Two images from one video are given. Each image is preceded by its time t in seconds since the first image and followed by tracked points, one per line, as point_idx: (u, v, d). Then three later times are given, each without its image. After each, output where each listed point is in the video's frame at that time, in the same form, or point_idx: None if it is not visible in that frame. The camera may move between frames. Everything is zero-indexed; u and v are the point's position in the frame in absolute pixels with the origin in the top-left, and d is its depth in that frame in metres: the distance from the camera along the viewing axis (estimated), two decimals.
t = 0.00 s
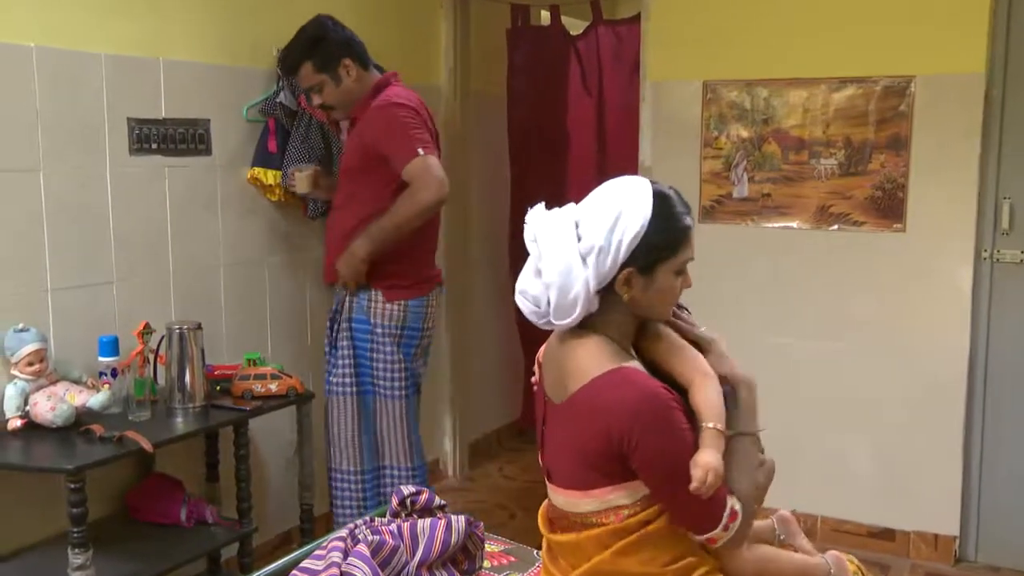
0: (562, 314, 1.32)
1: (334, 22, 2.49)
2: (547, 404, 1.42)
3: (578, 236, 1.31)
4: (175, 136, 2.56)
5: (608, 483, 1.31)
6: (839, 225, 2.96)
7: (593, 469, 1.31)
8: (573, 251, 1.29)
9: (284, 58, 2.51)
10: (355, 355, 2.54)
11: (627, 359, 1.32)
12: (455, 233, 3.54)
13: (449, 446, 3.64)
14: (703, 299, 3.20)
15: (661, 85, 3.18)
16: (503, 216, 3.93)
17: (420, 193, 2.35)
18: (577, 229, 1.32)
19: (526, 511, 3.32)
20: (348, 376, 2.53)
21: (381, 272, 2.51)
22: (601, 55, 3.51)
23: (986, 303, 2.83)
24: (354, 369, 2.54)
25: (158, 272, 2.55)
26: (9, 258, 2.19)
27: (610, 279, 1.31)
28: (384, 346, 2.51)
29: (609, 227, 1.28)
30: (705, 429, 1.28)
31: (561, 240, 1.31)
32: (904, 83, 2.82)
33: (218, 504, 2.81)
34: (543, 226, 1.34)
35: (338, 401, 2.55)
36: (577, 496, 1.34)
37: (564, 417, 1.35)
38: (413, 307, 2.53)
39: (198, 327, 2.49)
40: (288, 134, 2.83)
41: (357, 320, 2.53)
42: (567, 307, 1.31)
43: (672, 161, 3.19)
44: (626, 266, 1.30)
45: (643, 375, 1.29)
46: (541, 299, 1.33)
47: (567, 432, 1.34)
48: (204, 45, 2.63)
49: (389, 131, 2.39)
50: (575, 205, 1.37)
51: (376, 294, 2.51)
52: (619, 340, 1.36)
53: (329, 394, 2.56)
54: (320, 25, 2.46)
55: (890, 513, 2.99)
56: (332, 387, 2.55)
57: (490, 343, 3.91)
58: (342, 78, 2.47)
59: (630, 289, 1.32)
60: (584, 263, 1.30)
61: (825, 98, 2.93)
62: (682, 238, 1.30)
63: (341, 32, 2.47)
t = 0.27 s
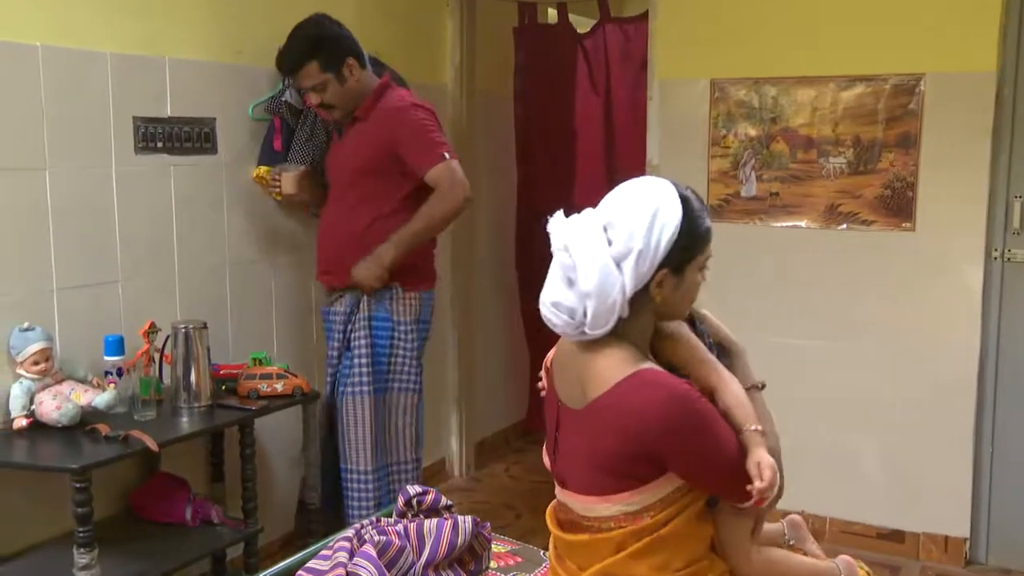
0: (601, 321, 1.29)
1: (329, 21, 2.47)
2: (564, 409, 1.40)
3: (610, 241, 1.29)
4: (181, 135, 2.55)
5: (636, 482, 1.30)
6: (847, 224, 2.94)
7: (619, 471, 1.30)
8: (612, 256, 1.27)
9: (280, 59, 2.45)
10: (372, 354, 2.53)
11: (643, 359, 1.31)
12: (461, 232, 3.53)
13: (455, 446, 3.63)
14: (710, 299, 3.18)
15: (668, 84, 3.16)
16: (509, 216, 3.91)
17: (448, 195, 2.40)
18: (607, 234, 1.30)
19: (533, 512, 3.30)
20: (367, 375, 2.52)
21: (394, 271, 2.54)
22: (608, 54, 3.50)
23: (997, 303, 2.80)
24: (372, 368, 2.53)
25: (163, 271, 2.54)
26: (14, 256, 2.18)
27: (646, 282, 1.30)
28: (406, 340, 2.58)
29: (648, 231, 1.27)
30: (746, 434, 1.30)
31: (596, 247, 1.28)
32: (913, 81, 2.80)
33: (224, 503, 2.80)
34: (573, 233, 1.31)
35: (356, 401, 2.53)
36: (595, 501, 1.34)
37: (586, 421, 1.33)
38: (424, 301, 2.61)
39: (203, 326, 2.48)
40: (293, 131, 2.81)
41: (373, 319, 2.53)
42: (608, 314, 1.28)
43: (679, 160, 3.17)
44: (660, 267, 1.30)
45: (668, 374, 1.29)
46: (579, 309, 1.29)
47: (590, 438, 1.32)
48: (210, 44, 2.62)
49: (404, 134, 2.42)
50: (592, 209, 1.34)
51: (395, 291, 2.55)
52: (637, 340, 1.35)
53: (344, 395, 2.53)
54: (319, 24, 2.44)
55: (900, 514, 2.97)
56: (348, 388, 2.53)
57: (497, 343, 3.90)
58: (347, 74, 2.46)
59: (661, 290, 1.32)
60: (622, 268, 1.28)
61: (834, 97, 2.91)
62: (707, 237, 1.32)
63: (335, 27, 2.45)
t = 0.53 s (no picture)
0: (658, 324, 1.29)
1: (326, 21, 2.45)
2: (594, 402, 1.39)
3: (661, 243, 1.29)
4: (185, 135, 2.55)
5: (667, 478, 1.32)
6: (853, 224, 2.92)
7: (654, 467, 1.31)
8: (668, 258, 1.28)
9: (283, 60, 2.41)
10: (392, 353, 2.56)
11: (679, 355, 1.32)
12: (466, 232, 3.53)
13: (459, 447, 3.62)
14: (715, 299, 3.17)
15: (673, 83, 3.15)
16: (514, 216, 3.91)
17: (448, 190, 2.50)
18: (658, 237, 1.30)
19: (537, 513, 3.29)
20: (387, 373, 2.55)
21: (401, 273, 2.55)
22: (612, 53, 3.49)
23: (1003, 303, 2.79)
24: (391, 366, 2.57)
25: (167, 271, 2.54)
26: (17, 256, 2.17)
27: (697, 282, 1.31)
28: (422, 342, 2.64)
29: (700, 232, 1.28)
30: (773, 437, 1.34)
31: (650, 250, 1.28)
32: (919, 80, 2.79)
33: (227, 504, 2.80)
34: (623, 237, 1.30)
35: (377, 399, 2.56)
36: (621, 492, 1.34)
37: (621, 415, 1.33)
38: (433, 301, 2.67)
39: (207, 326, 2.48)
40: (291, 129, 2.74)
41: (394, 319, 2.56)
42: (665, 316, 1.29)
43: (684, 160, 3.16)
44: (710, 266, 1.31)
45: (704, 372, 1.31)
46: (637, 314, 1.28)
47: (623, 433, 1.33)
48: (214, 44, 2.62)
49: (405, 134, 2.46)
50: (634, 213, 1.34)
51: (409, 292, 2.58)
52: (677, 339, 1.36)
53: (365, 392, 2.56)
54: (321, 24, 2.41)
55: (907, 515, 2.95)
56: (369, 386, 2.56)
57: (502, 344, 3.90)
58: (349, 73, 2.46)
59: (709, 288, 1.33)
60: (677, 269, 1.29)
61: (840, 96, 2.90)
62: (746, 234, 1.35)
63: (335, 26, 2.44)
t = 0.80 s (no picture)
0: (726, 310, 1.26)
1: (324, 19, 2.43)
2: (644, 381, 1.35)
3: (728, 229, 1.26)
4: (186, 135, 2.53)
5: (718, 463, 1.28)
6: (858, 225, 2.90)
7: (708, 450, 1.28)
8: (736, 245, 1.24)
9: (283, 59, 2.38)
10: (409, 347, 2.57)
11: (738, 339, 1.30)
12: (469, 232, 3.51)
13: (462, 449, 3.60)
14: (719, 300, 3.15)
15: (677, 83, 3.13)
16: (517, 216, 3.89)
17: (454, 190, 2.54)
18: (725, 223, 1.26)
19: (540, 515, 3.27)
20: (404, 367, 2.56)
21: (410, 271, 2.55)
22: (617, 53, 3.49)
23: (1011, 304, 2.77)
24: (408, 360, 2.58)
25: (168, 271, 2.52)
26: (17, 256, 2.16)
27: (764, 267, 1.28)
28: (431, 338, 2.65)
29: (768, 218, 1.25)
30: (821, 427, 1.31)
31: (720, 236, 1.24)
32: (925, 80, 2.76)
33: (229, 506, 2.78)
34: (689, 222, 1.26)
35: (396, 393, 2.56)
36: (664, 474, 1.30)
37: (676, 396, 1.30)
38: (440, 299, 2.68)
39: (208, 327, 2.46)
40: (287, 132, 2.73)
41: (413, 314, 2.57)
42: (733, 301, 1.25)
43: (687, 160, 3.14)
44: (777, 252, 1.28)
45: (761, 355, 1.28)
46: (706, 300, 1.24)
47: (676, 410, 1.29)
48: (215, 43, 2.60)
49: (411, 132, 2.46)
50: (696, 199, 1.30)
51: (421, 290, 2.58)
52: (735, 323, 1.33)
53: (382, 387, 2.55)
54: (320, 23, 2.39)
55: (913, 518, 2.93)
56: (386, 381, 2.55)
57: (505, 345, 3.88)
58: (348, 73, 2.45)
59: (775, 272, 1.29)
60: (745, 255, 1.25)
61: (845, 96, 2.88)
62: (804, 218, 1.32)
63: (332, 24, 2.42)
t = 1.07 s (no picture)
0: (790, 263, 1.23)
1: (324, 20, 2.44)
2: (700, 329, 1.31)
3: (790, 184, 1.24)
4: (184, 135, 2.53)
5: (774, 406, 1.25)
6: (856, 226, 2.91)
7: (766, 392, 1.24)
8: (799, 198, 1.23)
9: (284, 57, 2.38)
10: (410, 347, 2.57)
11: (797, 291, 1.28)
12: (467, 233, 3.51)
13: (460, 450, 3.60)
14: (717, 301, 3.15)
15: (675, 84, 3.14)
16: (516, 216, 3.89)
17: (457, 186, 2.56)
18: (787, 179, 1.24)
19: (538, 516, 3.27)
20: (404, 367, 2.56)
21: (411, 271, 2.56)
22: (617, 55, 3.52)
23: (1009, 305, 2.78)
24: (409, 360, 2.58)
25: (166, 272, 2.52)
26: (15, 256, 2.15)
27: (822, 224, 1.26)
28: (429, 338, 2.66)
29: (828, 175, 1.25)
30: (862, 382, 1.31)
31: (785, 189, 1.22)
32: (924, 81, 2.77)
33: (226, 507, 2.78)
34: (753, 177, 1.24)
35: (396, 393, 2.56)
36: (721, 417, 1.26)
37: (735, 339, 1.26)
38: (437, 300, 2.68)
39: (207, 328, 2.45)
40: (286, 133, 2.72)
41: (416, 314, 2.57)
42: (797, 255, 1.23)
43: (685, 161, 3.14)
44: (834, 210, 1.27)
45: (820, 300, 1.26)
46: (774, 252, 1.22)
47: (739, 353, 1.25)
48: (214, 43, 2.60)
49: (414, 133, 2.46)
50: (753, 159, 1.29)
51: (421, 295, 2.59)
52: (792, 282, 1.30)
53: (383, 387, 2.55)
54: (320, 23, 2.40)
55: (912, 519, 2.93)
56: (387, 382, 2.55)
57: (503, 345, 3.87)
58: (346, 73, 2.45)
59: (831, 230, 1.28)
60: (807, 209, 1.24)
61: (843, 97, 2.88)
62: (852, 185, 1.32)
63: (330, 24, 2.43)
